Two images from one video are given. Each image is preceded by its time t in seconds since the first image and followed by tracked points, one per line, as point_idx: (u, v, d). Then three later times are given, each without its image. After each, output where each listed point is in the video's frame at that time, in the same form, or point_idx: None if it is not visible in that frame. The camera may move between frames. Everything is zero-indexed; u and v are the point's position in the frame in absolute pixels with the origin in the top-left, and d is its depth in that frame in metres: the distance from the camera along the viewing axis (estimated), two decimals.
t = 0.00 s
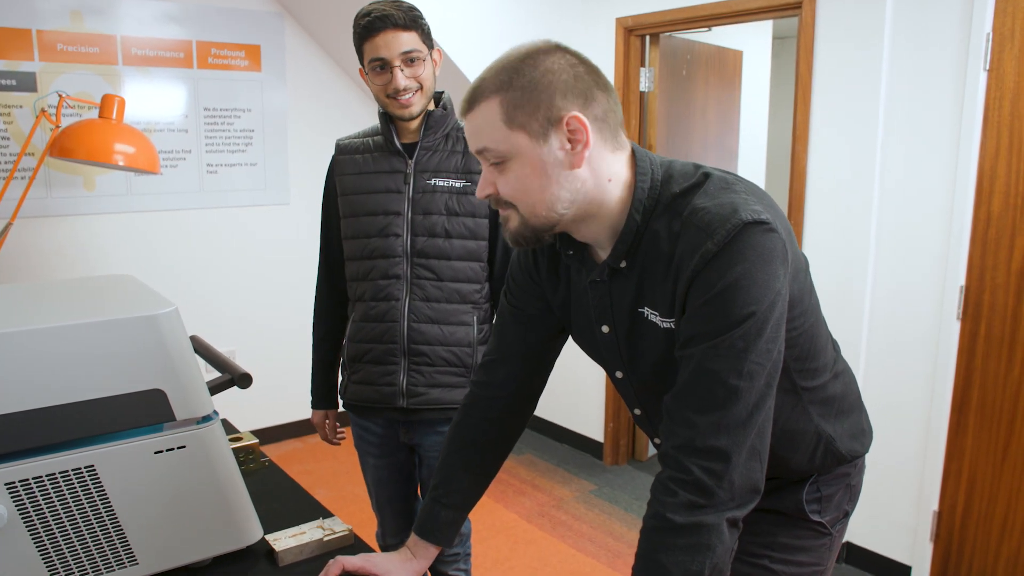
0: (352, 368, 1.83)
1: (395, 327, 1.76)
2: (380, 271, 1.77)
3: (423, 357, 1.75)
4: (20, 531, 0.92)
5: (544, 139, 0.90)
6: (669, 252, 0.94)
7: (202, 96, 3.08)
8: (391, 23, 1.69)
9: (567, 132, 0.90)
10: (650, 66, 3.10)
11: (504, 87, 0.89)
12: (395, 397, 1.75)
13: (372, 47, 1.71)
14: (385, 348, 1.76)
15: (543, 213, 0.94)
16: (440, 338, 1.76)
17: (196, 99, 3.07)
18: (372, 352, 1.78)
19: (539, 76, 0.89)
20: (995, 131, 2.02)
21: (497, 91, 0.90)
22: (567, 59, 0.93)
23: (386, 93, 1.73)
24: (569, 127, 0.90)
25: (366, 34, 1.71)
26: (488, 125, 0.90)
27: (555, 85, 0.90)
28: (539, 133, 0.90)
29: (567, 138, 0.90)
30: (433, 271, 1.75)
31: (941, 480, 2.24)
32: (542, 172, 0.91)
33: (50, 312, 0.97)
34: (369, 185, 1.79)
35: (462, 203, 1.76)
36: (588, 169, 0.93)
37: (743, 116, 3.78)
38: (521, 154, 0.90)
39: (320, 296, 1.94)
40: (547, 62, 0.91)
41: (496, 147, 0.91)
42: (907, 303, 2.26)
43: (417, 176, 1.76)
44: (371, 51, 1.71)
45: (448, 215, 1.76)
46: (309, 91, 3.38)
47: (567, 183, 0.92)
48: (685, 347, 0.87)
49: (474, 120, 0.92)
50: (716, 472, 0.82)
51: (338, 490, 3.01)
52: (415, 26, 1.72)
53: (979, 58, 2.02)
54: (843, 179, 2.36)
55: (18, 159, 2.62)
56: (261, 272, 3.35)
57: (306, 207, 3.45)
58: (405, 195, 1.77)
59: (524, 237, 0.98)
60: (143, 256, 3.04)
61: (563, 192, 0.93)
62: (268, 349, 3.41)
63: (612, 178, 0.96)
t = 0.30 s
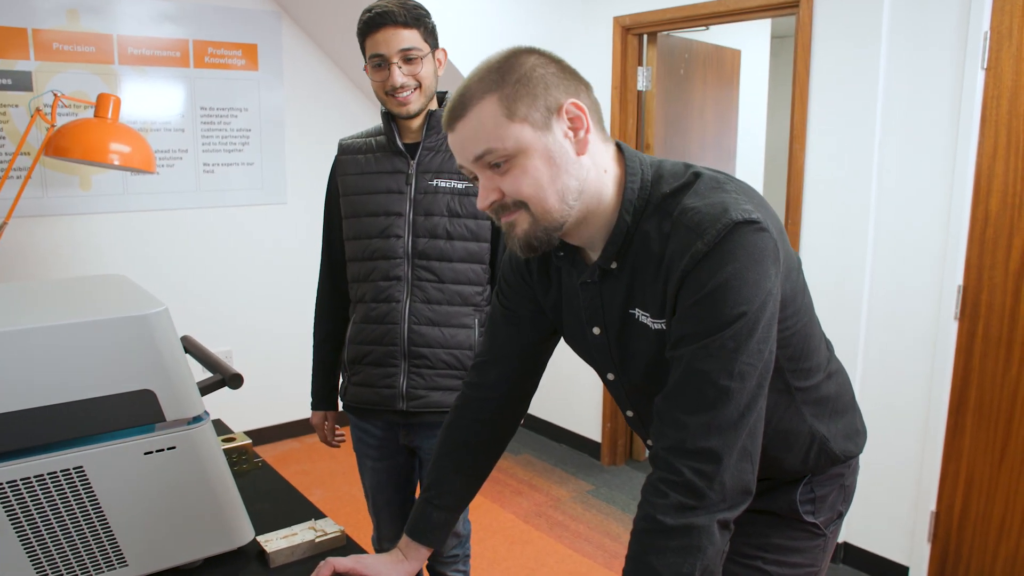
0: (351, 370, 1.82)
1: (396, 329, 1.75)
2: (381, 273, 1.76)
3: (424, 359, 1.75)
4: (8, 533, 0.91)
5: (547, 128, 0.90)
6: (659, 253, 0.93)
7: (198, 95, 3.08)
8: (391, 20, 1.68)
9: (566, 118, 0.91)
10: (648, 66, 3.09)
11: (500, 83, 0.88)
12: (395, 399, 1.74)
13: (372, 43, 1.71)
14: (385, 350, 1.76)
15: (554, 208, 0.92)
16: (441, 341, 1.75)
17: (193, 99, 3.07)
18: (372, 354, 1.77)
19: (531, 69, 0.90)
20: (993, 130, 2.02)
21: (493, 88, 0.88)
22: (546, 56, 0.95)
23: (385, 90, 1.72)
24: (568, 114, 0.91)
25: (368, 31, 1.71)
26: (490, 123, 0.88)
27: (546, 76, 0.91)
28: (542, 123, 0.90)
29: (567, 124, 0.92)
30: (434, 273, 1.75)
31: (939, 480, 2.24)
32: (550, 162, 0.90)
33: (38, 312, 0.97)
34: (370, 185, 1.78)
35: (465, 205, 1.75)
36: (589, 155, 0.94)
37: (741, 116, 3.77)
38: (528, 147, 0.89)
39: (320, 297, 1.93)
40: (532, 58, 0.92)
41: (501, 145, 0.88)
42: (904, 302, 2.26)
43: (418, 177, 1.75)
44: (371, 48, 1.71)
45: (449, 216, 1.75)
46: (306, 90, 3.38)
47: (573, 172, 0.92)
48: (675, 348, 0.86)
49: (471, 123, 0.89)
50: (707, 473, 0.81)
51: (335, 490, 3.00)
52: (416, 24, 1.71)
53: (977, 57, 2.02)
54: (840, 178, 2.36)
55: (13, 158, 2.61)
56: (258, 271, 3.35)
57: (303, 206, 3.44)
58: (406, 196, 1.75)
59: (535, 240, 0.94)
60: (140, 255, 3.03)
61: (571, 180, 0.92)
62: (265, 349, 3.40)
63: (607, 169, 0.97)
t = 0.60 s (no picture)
0: (353, 373, 1.80)
1: (399, 335, 1.72)
2: (385, 277, 1.72)
3: (427, 365, 1.72)
4: None
5: (529, 130, 0.90)
6: (651, 255, 0.93)
7: (195, 95, 3.08)
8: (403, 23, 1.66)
9: (548, 120, 0.91)
10: (645, 66, 3.09)
11: (479, 89, 0.89)
12: (397, 405, 1.71)
13: (383, 44, 1.69)
14: (388, 355, 1.73)
15: (540, 210, 0.92)
16: (444, 347, 1.72)
17: (190, 99, 3.07)
18: (375, 359, 1.74)
19: (510, 72, 0.90)
20: (990, 131, 2.01)
21: (473, 94, 0.89)
22: (528, 59, 0.94)
23: (392, 92, 1.70)
24: (549, 115, 0.91)
25: (380, 32, 1.69)
26: (472, 129, 0.89)
27: (526, 79, 0.91)
28: (523, 125, 0.90)
29: (549, 125, 0.91)
30: (438, 279, 1.71)
31: (936, 482, 2.23)
32: (533, 165, 0.90)
33: (28, 313, 0.96)
34: (377, 188, 1.75)
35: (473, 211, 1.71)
36: (573, 156, 0.93)
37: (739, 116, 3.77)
38: (509, 150, 0.89)
39: (326, 297, 1.91)
40: (512, 61, 0.92)
41: (483, 150, 0.89)
42: (902, 304, 2.25)
43: (425, 182, 1.72)
44: (383, 49, 1.70)
45: (455, 222, 1.71)
46: (303, 91, 3.38)
47: (557, 173, 0.92)
48: (666, 351, 0.86)
49: (454, 130, 0.90)
50: (699, 477, 0.81)
51: (332, 491, 3.00)
52: (429, 27, 1.68)
53: (974, 58, 2.01)
54: (837, 179, 2.35)
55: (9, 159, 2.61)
56: (256, 272, 3.34)
57: (300, 207, 3.44)
58: (414, 201, 1.71)
59: (523, 244, 0.94)
60: (136, 256, 3.03)
61: (555, 181, 0.92)
62: (263, 350, 3.40)
63: (593, 170, 0.97)
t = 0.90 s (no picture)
0: (353, 369, 1.78)
1: (402, 336, 1.70)
2: (389, 277, 1.70)
3: (429, 367, 1.69)
4: None
5: (525, 127, 0.89)
6: (646, 253, 0.92)
7: (194, 94, 3.07)
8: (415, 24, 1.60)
9: (546, 118, 0.90)
10: (645, 65, 3.08)
11: (480, 81, 0.89)
12: (397, 405, 1.69)
13: (393, 44, 1.63)
14: (390, 355, 1.70)
15: (530, 207, 0.91)
16: (446, 349, 1.70)
17: (189, 98, 3.06)
18: (377, 357, 1.72)
19: (512, 68, 0.90)
20: (991, 130, 2.00)
21: (473, 85, 0.89)
22: (531, 56, 0.94)
23: (400, 94, 1.64)
24: (547, 113, 0.90)
25: (391, 32, 1.63)
26: (468, 120, 0.88)
27: (527, 75, 0.90)
28: (521, 121, 0.89)
29: (546, 124, 0.91)
30: (442, 282, 1.69)
31: (937, 482, 2.22)
32: (527, 161, 0.90)
33: (23, 312, 0.95)
34: (383, 187, 1.73)
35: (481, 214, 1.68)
36: (568, 155, 0.93)
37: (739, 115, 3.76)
38: (504, 144, 0.89)
39: (332, 289, 1.90)
40: (516, 57, 0.92)
41: (478, 142, 0.88)
42: (902, 303, 2.24)
43: (432, 183, 1.69)
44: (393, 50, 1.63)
45: (461, 225, 1.68)
46: (302, 90, 3.37)
47: (551, 171, 0.91)
48: (662, 350, 0.85)
49: (451, 120, 0.90)
50: (695, 477, 0.80)
51: (331, 490, 2.99)
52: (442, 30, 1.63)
53: (974, 56, 2.00)
54: (837, 178, 2.35)
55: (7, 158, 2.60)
56: (255, 272, 3.34)
57: (300, 206, 3.44)
58: (420, 203, 1.69)
59: (510, 239, 0.94)
60: (135, 255, 3.02)
61: (549, 179, 0.91)
62: (262, 349, 3.39)
63: (589, 169, 0.96)
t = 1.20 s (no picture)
0: (348, 371, 1.78)
1: (394, 339, 1.69)
2: (383, 279, 1.70)
3: (422, 371, 1.69)
4: None
5: (525, 121, 0.89)
6: (643, 250, 0.92)
7: (193, 94, 3.07)
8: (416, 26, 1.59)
9: (545, 113, 0.90)
10: (645, 64, 3.08)
11: (480, 75, 0.88)
12: (390, 408, 1.68)
13: (393, 44, 1.62)
14: (383, 358, 1.70)
15: (529, 202, 0.91)
16: (439, 354, 1.69)
17: (188, 97, 3.06)
18: (370, 360, 1.72)
19: (512, 62, 0.90)
20: (991, 129, 2.00)
21: (473, 79, 0.88)
22: (532, 51, 0.93)
23: (397, 94, 1.64)
24: (547, 108, 0.90)
25: (392, 32, 1.62)
26: (468, 114, 0.88)
27: (527, 70, 0.90)
28: (520, 115, 0.89)
29: (546, 119, 0.90)
30: (436, 286, 1.68)
31: (937, 482, 2.22)
32: (526, 156, 0.89)
33: (20, 311, 0.95)
34: (378, 188, 1.72)
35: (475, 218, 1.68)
36: (567, 151, 0.93)
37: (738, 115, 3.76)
38: (503, 139, 0.88)
39: (327, 288, 1.90)
40: (516, 51, 0.92)
41: (477, 136, 0.88)
42: (902, 303, 2.24)
43: (427, 186, 1.68)
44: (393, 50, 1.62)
45: (456, 229, 1.67)
46: (302, 89, 3.37)
47: (550, 167, 0.91)
48: (659, 347, 0.85)
49: (451, 113, 0.90)
50: (693, 475, 0.80)
51: (330, 490, 2.99)
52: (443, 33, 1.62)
53: (974, 55, 2.00)
54: (837, 178, 2.34)
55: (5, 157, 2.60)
56: (254, 271, 3.33)
57: (299, 206, 3.43)
58: (414, 206, 1.68)
59: (508, 234, 0.94)
60: (133, 255, 3.02)
61: (548, 175, 0.91)
62: (261, 349, 3.39)
63: (587, 165, 0.96)
